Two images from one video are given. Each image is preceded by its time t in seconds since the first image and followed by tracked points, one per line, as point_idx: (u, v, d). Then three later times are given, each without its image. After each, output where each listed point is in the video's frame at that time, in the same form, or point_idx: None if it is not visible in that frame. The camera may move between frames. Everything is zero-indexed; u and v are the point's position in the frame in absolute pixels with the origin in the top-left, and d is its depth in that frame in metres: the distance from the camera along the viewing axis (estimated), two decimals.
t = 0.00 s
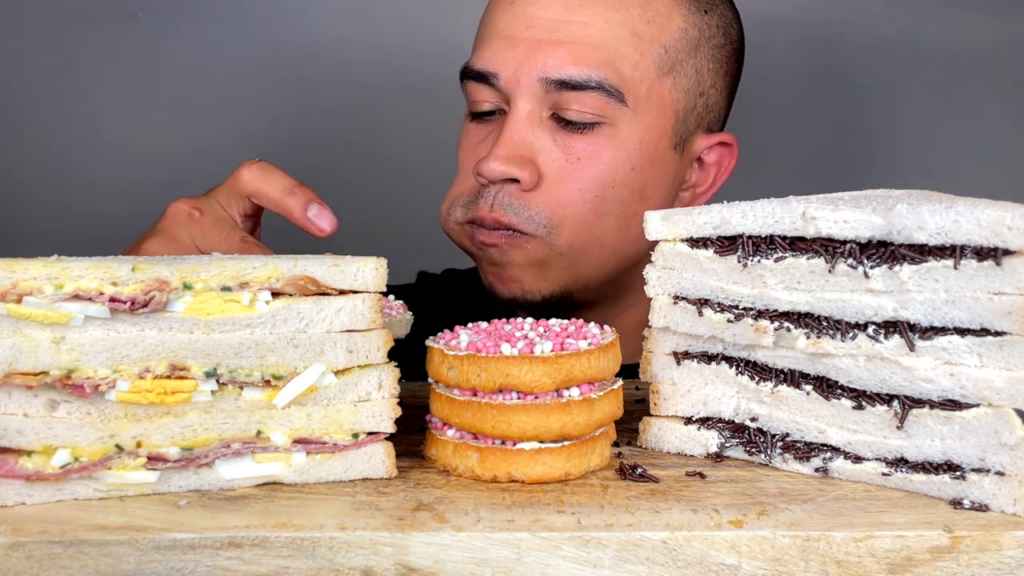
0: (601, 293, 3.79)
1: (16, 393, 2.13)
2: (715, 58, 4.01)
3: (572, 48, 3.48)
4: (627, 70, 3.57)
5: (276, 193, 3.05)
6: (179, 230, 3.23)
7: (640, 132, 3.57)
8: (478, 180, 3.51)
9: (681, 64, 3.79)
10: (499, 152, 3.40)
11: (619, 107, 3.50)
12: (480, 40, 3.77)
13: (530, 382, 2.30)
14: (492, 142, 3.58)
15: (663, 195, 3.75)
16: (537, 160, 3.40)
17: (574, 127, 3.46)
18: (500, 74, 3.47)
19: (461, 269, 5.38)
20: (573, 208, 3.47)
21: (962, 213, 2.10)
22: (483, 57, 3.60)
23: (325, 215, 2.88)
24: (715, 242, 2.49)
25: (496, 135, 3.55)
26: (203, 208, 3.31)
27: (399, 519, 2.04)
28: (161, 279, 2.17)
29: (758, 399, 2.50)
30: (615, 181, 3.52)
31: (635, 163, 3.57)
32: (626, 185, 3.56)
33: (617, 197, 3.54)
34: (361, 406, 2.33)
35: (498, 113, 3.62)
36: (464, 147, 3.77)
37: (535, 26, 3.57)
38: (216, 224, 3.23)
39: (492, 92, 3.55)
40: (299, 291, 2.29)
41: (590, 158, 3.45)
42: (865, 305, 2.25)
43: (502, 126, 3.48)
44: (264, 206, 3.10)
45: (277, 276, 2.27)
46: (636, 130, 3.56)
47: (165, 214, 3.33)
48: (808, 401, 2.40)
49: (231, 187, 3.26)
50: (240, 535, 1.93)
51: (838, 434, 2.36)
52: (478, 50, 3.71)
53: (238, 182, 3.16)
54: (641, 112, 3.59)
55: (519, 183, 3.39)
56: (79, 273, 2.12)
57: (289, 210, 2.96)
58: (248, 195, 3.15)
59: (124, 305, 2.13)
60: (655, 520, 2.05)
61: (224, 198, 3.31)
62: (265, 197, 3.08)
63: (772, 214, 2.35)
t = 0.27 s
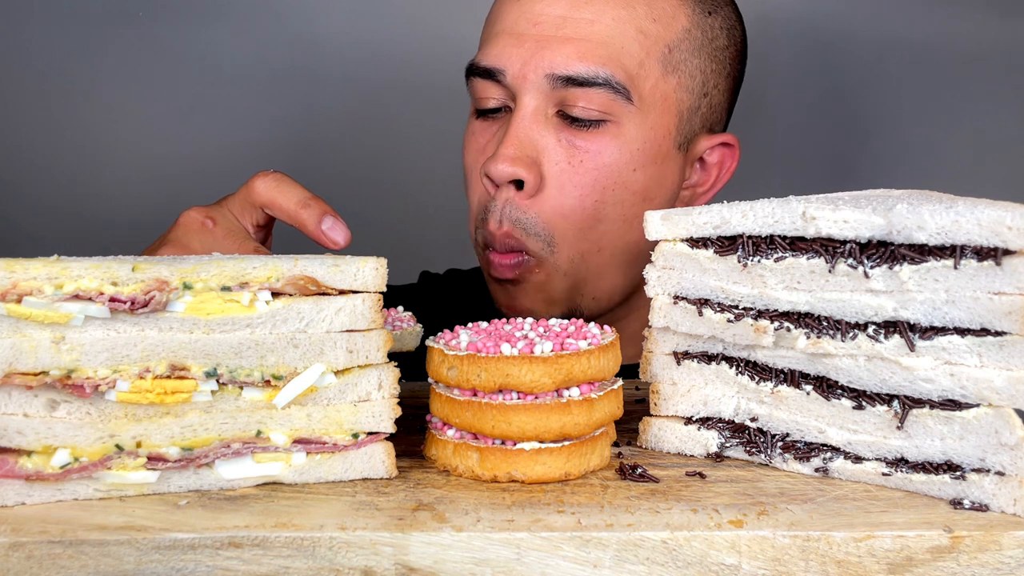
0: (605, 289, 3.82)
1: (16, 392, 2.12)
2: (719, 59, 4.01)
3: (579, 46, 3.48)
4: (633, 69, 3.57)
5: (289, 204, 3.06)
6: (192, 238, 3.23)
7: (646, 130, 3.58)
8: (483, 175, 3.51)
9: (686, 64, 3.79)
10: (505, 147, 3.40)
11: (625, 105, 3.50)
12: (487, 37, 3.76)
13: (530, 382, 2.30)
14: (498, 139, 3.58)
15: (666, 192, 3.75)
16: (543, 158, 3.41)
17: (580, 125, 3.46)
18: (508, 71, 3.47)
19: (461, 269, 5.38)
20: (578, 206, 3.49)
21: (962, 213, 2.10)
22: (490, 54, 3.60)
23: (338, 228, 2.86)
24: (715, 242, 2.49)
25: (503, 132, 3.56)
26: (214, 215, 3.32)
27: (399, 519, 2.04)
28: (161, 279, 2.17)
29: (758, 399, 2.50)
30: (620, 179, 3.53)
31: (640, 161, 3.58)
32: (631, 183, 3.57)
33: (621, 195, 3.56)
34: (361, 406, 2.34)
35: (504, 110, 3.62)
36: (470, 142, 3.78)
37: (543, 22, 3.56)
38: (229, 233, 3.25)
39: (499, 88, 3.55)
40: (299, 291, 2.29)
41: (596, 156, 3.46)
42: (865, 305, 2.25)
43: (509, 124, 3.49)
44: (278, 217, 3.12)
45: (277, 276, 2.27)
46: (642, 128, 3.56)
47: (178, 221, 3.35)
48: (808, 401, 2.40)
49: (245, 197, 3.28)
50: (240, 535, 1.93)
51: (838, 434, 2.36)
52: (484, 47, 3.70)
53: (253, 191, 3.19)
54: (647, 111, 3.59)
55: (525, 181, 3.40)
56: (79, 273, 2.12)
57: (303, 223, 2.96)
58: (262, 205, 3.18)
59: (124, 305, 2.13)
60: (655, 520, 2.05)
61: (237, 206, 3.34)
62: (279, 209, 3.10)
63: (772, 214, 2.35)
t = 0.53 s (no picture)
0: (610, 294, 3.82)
1: (16, 392, 2.12)
2: (722, 61, 4.01)
3: (584, 53, 3.49)
4: (640, 75, 3.57)
5: (301, 209, 3.06)
6: (202, 239, 3.24)
7: (653, 135, 3.58)
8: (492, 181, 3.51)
9: (691, 68, 3.79)
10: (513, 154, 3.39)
11: (633, 111, 3.50)
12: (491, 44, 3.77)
13: (530, 382, 2.30)
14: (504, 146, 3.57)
15: (672, 196, 3.76)
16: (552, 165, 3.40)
17: (588, 131, 3.46)
18: (513, 79, 3.48)
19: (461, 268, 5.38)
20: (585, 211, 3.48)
21: (962, 213, 2.10)
22: (494, 61, 3.60)
23: (352, 233, 2.87)
24: (715, 242, 2.49)
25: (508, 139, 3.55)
26: (227, 216, 3.34)
27: (399, 519, 2.04)
28: (161, 279, 2.17)
29: (758, 399, 2.50)
30: (628, 185, 3.53)
31: (647, 166, 3.58)
32: (639, 189, 3.57)
33: (628, 201, 3.55)
34: (361, 406, 2.34)
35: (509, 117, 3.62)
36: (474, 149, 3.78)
37: (548, 31, 3.57)
38: (240, 234, 3.26)
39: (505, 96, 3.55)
40: (299, 291, 2.29)
41: (603, 162, 3.45)
42: (865, 305, 2.25)
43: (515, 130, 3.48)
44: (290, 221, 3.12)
45: (277, 275, 2.27)
46: (649, 134, 3.56)
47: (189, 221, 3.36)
48: (808, 401, 2.40)
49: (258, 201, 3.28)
50: (240, 535, 1.93)
51: (838, 434, 2.36)
52: (488, 54, 3.71)
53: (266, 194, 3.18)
54: (654, 116, 3.60)
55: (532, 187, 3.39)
56: (79, 273, 2.12)
57: (316, 227, 2.97)
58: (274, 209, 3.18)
59: (124, 305, 2.13)
60: (655, 520, 2.05)
61: (249, 208, 3.33)
62: (292, 214, 3.10)
63: (772, 214, 2.35)
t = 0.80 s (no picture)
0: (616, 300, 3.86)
1: (16, 392, 2.12)
2: (727, 65, 4.02)
3: (593, 62, 3.49)
4: (647, 83, 3.58)
5: (279, 177, 3.06)
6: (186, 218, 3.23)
7: (660, 143, 3.59)
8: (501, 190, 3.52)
9: (697, 74, 3.80)
10: (522, 164, 3.40)
11: (641, 120, 3.51)
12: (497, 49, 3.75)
13: (530, 382, 2.30)
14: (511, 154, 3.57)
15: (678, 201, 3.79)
16: (561, 175, 3.41)
17: (596, 141, 3.47)
18: (521, 87, 3.47)
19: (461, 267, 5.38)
20: (593, 220, 3.50)
21: (962, 213, 2.10)
22: (501, 68, 3.60)
23: (327, 199, 2.87)
24: (715, 242, 2.49)
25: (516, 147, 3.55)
26: (208, 194, 3.31)
27: (399, 519, 2.04)
28: (161, 279, 2.17)
29: (758, 399, 2.50)
30: (637, 193, 3.55)
31: (654, 174, 3.60)
32: (647, 196, 3.59)
33: (635, 209, 3.58)
34: (361, 406, 2.34)
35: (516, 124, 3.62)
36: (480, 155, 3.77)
37: (557, 38, 3.56)
38: (220, 210, 3.21)
39: (513, 104, 3.54)
40: (299, 291, 2.29)
41: (611, 171, 3.47)
42: (865, 305, 2.25)
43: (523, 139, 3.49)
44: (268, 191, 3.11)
45: (277, 275, 2.27)
46: (656, 142, 3.57)
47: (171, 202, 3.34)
48: (808, 401, 2.40)
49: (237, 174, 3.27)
50: (240, 535, 1.93)
51: (838, 434, 2.36)
52: (494, 59, 3.69)
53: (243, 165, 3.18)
54: (662, 124, 3.61)
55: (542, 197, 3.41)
56: (79, 273, 2.12)
57: (292, 193, 2.96)
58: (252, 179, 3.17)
59: (124, 305, 2.13)
60: (655, 520, 2.05)
61: (230, 183, 3.32)
62: (269, 182, 3.09)
63: (772, 214, 2.35)
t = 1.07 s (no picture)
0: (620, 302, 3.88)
1: (16, 393, 2.12)
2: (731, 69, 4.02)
3: (601, 68, 3.48)
4: (654, 88, 3.58)
5: (267, 176, 3.07)
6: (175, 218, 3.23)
7: (666, 149, 3.59)
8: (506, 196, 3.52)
9: (703, 79, 3.80)
10: (529, 171, 3.40)
11: (648, 126, 3.51)
12: (502, 53, 3.73)
13: (530, 382, 2.30)
14: (517, 160, 3.57)
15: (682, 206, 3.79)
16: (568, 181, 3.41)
17: (603, 147, 3.47)
18: (527, 94, 3.47)
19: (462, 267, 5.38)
20: (600, 227, 3.51)
21: (962, 213, 2.10)
22: (507, 74, 3.59)
23: (317, 199, 2.88)
24: (715, 242, 2.49)
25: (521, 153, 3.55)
26: (198, 194, 3.30)
27: (398, 519, 2.04)
28: (161, 279, 2.17)
29: (758, 399, 2.50)
30: (642, 199, 3.55)
31: (660, 180, 3.60)
32: (652, 202, 3.59)
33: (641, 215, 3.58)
34: (361, 406, 2.34)
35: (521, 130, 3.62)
36: (483, 159, 3.76)
37: (564, 44, 3.55)
38: (210, 209, 3.21)
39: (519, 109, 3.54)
40: (299, 291, 2.29)
41: (618, 178, 3.47)
42: (865, 305, 2.25)
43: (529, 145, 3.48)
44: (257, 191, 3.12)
45: (277, 276, 2.27)
46: (662, 149, 3.58)
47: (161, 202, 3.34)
48: (808, 401, 2.40)
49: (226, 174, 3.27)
50: (240, 535, 1.93)
51: (838, 434, 2.35)
52: (499, 63, 3.69)
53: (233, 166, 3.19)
54: (668, 130, 3.61)
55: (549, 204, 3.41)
56: (79, 273, 2.12)
57: (281, 194, 2.97)
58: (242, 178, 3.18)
59: (124, 305, 2.12)
60: (655, 520, 2.05)
61: (220, 183, 3.32)
62: (258, 182, 3.10)
63: (772, 214, 2.35)
